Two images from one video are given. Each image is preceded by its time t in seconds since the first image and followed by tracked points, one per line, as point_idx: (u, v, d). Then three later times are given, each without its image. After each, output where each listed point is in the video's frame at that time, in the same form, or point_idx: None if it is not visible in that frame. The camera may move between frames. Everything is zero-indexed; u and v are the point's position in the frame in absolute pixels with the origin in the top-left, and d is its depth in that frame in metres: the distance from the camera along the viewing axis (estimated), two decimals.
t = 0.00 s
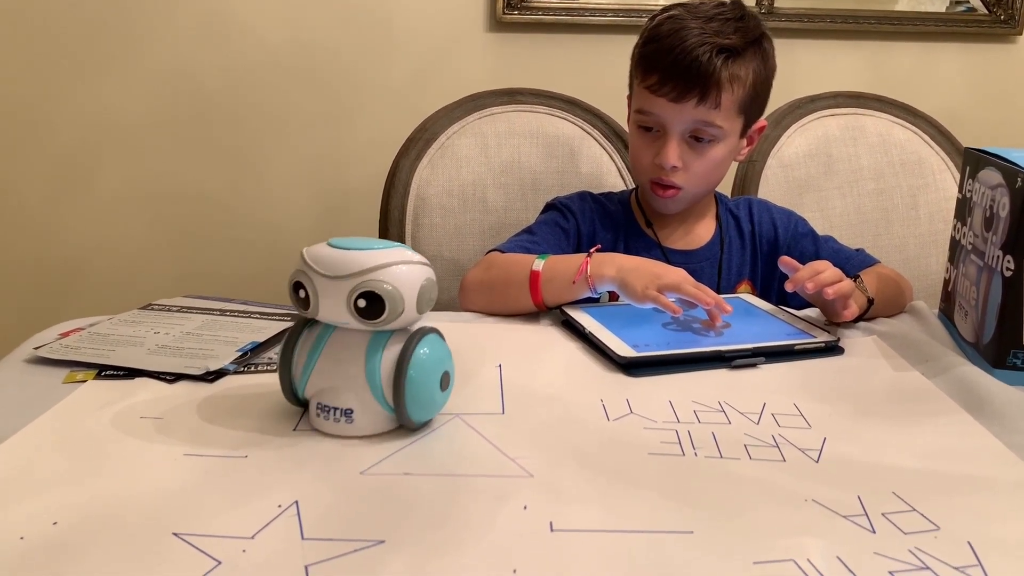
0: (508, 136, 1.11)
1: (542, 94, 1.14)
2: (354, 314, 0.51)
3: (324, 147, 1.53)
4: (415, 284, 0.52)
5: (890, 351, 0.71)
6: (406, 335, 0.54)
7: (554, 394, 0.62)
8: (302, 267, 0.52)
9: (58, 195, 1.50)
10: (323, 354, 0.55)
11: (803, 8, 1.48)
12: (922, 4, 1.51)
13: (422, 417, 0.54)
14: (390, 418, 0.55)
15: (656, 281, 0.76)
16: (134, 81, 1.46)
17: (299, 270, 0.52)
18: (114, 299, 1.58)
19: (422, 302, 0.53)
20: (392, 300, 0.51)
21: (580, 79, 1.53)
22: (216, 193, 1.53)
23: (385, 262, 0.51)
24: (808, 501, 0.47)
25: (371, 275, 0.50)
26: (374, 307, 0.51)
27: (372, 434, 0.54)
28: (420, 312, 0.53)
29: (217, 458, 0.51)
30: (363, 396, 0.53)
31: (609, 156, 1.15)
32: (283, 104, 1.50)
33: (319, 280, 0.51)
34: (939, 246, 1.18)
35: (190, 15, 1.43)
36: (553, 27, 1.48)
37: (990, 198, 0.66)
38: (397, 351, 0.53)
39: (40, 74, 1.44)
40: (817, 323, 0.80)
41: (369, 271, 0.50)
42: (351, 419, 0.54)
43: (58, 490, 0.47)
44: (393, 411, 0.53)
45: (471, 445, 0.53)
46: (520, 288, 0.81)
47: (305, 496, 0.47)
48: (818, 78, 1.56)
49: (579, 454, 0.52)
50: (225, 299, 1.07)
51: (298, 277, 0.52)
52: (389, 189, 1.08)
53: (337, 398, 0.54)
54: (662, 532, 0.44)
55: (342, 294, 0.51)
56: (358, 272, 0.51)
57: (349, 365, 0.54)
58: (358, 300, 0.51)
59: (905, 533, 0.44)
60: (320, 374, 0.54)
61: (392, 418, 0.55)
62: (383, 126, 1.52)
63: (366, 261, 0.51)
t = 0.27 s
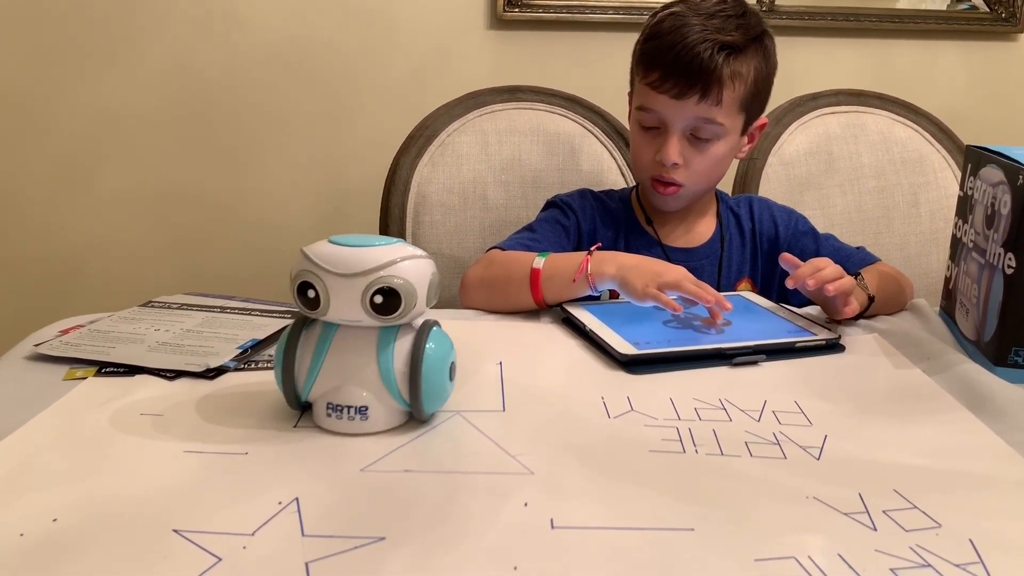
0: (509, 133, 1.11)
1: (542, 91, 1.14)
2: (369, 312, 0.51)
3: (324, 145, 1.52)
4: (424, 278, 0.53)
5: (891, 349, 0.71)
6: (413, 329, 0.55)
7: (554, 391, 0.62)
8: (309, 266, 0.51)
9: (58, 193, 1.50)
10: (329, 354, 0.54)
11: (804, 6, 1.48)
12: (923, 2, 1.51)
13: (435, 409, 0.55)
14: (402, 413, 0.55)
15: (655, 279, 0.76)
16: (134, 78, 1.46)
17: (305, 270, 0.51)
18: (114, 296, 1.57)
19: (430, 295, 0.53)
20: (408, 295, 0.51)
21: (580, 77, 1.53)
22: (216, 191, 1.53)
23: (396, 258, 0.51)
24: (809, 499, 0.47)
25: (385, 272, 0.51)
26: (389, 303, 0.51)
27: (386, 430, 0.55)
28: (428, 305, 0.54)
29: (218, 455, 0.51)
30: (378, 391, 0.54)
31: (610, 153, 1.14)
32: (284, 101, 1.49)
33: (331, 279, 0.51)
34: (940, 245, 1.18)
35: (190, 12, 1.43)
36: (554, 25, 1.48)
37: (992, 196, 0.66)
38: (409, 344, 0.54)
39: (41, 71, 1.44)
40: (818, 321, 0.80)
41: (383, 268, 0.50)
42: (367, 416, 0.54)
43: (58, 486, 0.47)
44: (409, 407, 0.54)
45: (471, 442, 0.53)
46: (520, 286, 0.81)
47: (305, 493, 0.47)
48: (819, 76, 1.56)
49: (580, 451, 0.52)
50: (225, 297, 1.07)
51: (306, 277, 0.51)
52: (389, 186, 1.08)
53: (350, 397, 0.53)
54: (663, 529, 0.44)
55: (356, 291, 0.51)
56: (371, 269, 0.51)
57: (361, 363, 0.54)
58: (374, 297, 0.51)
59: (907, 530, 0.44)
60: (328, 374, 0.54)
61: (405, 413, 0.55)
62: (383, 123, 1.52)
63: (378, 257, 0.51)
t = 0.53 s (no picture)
0: (509, 132, 1.11)
1: (543, 90, 1.14)
2: (376, 310, 0.51)
3: (324, 144, 1.52)
4: (427, 275, 0.53)
5: (891, 347, 0.71)
6: (415, 327, 0.56)
7: (554, 390, 0.62)
8: (314, 265, 0.51)
9: (58, 190, 1.50)
10: (333, 353, 0.54)
11: (805, 5, 1.48)
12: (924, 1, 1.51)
13: (438, 403, 0.56)
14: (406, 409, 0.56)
15: (644, 265, 0.75)
16: (134, 76, 1.46)
17: (310, 269, 0.51)
18: (113, 294, 1.57)
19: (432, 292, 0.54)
20: (414, 292, 0.51)
21: (580, 76, 1.53)
22: (215, 189, 1.53)
23: (401, 256, 0.52)
24: (808, 497, 0.47)
25: (393, 269, 0.51)
26: (396, 301, 0.51)
27: (393, 427, 0.55)
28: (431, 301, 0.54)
29: (218, 453, 0.51)
30: (386, 388, 0.54)
31: (610, 152, 1.14)
32: (284, 100, 1.49)
33: (338, 278, 0.51)
34: (940, 244, 1.18)
35: (190, 10, 1.43)
36: (554, 23, 1.48)
37: (992, 195, 0.66)
38: (413, 341, 0.55)
39: (41, 69, 1.43)
40: (817, 319, 0.80)
41: (391, 266, 0.51)
42: (375, 413, 0.54)
43: (58, 483, 0.47)
44: (415, 402, 0.55)
45: (471, 440, 0.53)
46: (518, 284, 0.81)
47: (305, 491, 0.47)
48: (819, 75, 1.56)
49: (579, 449, 0.52)
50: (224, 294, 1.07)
51: (311, 276, 0.51)
52: (389, 185, 1.08)
53: (357, 395, 0.53)
54: (663, 527, 0.44)
55: (365, 290, 0.51)
56: (379, 267, 0.51)
57: (366, 361, 0.54)
58: (382, 295, 0.51)
59: (906, 529, 0.44)
60: (333, 374, 0.54)
61: (410, 409, 0.56)
62: (383, 122, 1.52)
63: (385, 255, 0.51)
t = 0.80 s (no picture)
0: (510, 131, 1.11)
1: (543, 89, 1.14)
2: (376, 310, 0.51)
3: (324, 142, 1.52)
4: (427, 275, 0.53)
5: (891, 347, 0.71)
6: (415, 326, 0.56)
7: (555, 389, 0.62)
8: (314, 265, 0.51)
9: (58, 189, 1.50)
10: (334, 352, 0.54)
11: (805, 5, 1.48)
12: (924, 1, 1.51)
13: (438, 403, 0.56)
14: (406, 409, 0.56)
15: (646, 277, 0.75)
16: (134, 75, 1.46)
17: (311, 269, 0.51)
18: (114, 293, 1.57)
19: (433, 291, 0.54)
20: (414, 292, 0.51)
21: (581, 75, 1.53)
22: (216, 188, 1.53)
23: (402, 255, 0.52)
24: (808, 497, 0.47)
25: (394, 269, 0.51)
26: (396, 301, 0.51)
27: (393, 427, 0.55)
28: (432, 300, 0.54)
29: (218, 452, 0.51)
30: (386, 388, 0.54)
31: (610, 151, 1.14)
32: (284, 99, 1.49)
33: (338, 277, 0.50)
34: (940, 244, 1.18)
35: (191, 9, 1.43)
36: (555, 23, 1.48)
37: (992, 195, 0.66)
38: (413, 340, 0.55)
39: (40, 67, 1.43)
40: (818, 319, 0.80)
41: (391, 265, 0.51)
42: (375, 412, 0.54)
43: (59, 482, 0.47)
44: (415, 402, 0.55)
45: (471, 440, 0.53)
46: (519, 285, 0.81)
47: (306, 490, 0.47)
48: (820, 75, 1.56)
49: (580, 449, 0.52)
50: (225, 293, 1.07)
51: (312, 276, 0.51)
52: (389, 184, 1.08)
53: (358, 394, 0.53)
54: (664, 527, 0.44)
55: (365, 290, 0.51)
56: (380, 266, 0.51)
57: (367, 360, 0.54)
58: (382, 294, 0.51)
59: (906, 529, 0.44)
60: (332, 373, 0.54)
61: (410, 408, 0.56)
62: (383, 121, 1.52)
63: (385, 254, 0.51)
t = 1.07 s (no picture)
0: (511, 131, 1.11)
1: (544, 90, 1.14)
2: (376, 313, 0.51)
3: (325, 142, 1.52)
4: (427, 278, 0.53)
5: (892, 349, 0.71)
6: (415, 329, 0.55)
7: (556, 390, 0.62)
8: (313, 267, 0.51)
9: (58, 188, 1.50)
10: (333, 355, 0.53)
11: (806, 6, 1.48)
12: (925, 2, 1.51)
13: (437, 407, 0.55)
14: (405, 413, 0.55)
15: (648, 278, 0.75)
16: (135, 74, 1.46)
17: (309, 272, 0.51)
18: (114, 293, 1.57)
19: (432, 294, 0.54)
20: (414, 295, 0.51)
21: (582, 76, 1.53)
22: (216, 188, 1.53)
23: (401, 257, 0.51)
24: (810, 499, 0.47)
25: (393, 271, 0.51)
26: (396, 303, 0.51)
27: (392, 431, 0.54)
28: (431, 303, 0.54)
29: (218, 452, 0.51)
30: (385, 392, 0.53)
31: (611, 152, 1.14)
32: (284, 98, 1.49)
33: (337, 280, 0.50)
34: (941, 245, 1.18)
35: (191, 8, 1.43)
36: (556, 23, 1.48)
37: (994, 197, 0.66)
38: (413, 344, 0.54)
39: (41, 66, 1.43)
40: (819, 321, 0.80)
41: (390, 268, 0.51)
42: (374, 417, 0.53)
43: (59, 482, 0.47)
44: (414, 405, 0.54)
45: (472, 440, 0.53)
46: (519, 286, 0.81)
47: (306, 490, 0.47)
48: (821, 76, 1.56)
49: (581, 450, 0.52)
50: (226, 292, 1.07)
51: (310, 278, 0.51)
52: (390, 184, 1.08)
53: (356, 398, 0.53)
54: (665, 529, 0.44)
55: (364, 292, 0.50)
56: (379, 268, 0.50)
57: (366, 363, 0.53)
58: (382, 297, 0.51)
59: (908, 531, 0.44)
60: (331, 377, 0.53)
61: (409, 412, 0.55)
62: (384, 121, 1.52)
63: (385, 257, 0.51)
